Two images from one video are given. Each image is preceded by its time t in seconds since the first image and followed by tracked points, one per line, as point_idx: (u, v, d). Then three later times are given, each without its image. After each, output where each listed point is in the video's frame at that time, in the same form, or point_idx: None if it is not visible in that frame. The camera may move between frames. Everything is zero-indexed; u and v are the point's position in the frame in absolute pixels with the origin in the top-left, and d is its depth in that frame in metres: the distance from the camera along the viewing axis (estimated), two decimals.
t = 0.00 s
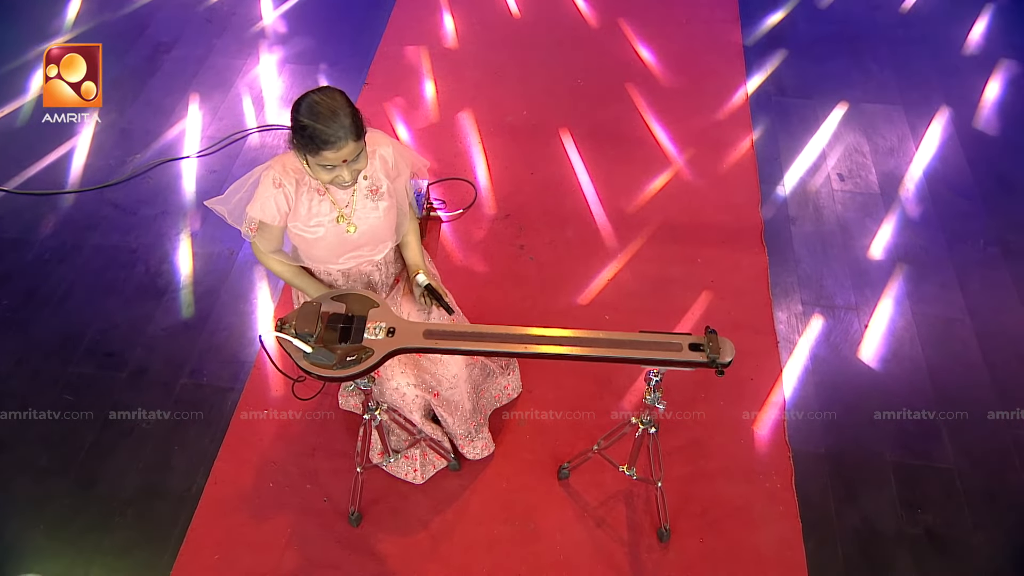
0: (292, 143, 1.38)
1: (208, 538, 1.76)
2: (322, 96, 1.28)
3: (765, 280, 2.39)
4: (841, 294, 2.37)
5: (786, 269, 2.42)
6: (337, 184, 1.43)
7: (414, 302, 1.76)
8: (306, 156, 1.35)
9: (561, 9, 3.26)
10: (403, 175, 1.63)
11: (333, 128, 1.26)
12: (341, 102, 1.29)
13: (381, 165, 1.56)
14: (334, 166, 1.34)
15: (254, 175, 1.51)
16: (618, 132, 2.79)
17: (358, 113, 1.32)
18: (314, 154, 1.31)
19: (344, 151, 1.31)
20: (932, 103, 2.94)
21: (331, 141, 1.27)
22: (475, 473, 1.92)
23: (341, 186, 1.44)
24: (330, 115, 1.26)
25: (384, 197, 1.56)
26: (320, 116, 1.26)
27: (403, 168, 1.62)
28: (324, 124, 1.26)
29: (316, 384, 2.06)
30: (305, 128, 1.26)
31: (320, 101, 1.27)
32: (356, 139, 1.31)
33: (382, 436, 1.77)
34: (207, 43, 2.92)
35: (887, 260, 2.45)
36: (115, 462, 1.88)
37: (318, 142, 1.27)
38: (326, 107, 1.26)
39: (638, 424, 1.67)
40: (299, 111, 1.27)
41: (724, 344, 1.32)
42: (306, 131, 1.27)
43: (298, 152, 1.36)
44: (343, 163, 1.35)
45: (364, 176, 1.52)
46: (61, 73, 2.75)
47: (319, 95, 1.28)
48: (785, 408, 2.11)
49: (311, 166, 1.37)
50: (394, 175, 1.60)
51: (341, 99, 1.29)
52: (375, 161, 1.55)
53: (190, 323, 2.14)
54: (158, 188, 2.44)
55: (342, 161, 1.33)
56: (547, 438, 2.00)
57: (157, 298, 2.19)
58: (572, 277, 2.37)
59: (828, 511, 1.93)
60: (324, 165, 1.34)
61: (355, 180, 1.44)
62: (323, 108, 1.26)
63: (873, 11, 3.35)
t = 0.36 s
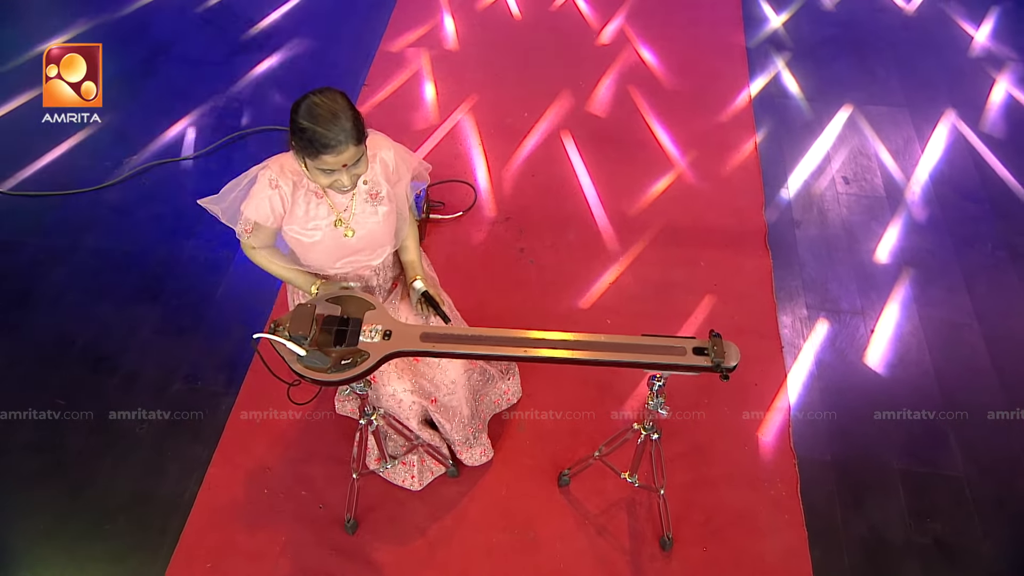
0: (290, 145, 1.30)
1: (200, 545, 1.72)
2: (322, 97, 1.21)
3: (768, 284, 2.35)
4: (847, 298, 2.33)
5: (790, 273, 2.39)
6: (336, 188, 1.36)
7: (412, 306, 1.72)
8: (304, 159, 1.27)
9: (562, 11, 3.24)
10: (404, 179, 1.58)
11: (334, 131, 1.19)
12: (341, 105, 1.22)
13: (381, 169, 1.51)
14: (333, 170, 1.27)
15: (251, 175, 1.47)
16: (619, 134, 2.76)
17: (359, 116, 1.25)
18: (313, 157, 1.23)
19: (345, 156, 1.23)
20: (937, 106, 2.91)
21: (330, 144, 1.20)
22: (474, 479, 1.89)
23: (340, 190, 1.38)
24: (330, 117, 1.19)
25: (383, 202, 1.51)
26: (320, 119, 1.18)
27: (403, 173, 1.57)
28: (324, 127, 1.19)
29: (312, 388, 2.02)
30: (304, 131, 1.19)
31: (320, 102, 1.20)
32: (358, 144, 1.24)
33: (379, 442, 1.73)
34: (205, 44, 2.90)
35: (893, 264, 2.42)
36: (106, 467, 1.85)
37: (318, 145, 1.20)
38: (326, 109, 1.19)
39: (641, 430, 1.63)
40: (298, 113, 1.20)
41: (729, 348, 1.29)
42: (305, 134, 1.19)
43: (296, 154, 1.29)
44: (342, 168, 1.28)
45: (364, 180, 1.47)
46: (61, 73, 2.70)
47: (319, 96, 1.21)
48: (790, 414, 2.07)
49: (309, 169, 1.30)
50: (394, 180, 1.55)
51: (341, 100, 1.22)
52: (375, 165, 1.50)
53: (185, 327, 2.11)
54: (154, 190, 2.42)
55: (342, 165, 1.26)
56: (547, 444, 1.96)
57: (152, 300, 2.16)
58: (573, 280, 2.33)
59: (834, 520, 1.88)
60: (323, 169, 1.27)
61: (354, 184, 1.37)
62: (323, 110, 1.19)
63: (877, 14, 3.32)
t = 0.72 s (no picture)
0: (284, 149, 1.20)
1: (192, 553, 1.68)
2: (317, 97, 1.12)
3: (773, 288, 2.31)
4: (853, 302, 2.29)
5: (794, 277, 2.35)
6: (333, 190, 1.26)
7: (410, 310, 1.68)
8: (300, 163, 1.17)
9: (564, 13, 3.21)
10: (402, 182, 1.52)
11: (332, 132, 1.10)
12: (338, 104, 1.12)
13: (379, 172, 1.45)
14: (332, 173, 1.17)
15: (245, 182, 1.40)
16: (621, 136, 2.73)
17: (356, 115, 1.16)
18: (310, 161, 1.14)
19: (344, 158, 1.14)
20: (943, 108, 2.87)
21: (329, 146, 1.10)
22: (472, 486, 1.85)
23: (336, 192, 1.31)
24: (327, 118, 1.10)
25: (381, 205, 1.45)
26: (316, 120, 1.09)
27: (401, 175, 1.51)
28: (322, 128, 1.10)
29: (308, 392, 1.98)
30: (300, 133, 1.10)
31: (315, 103, 1.10)
32: (357, 144, 1.14)
33: (376, 447, 1.69)
34: (203, 45, 2.88)
35: (899, 267, 2.38)
36: (97, 473, 1.81)
37: (316, 148, 1.11)
38: (322, 109, 1.10)
39: (643, 435, 1.59)
40: (293, 115, 1.11)
41: (734, 351, 1.25)
42: (301, 137, 1.10)
43: (291, 158, 1.19)
44: (341, 170, 1.18)
45: (361, 183, 1.42)
46: (61, 73, 2.69)
47: (314, 97, 1.12)
48: (795, 419, 2.03)
49: (305, 173, 1.20)
50: (393, 183, 1.49)
51: (338, 100, 1.13)
52: (372, 167, 1.44)
53: (180, 330, 2.08)
54: (150, 191, 2.39)
55: (341, 167, 1.16)
56: (548, 450, 1.92)
57: (146, 303, 2.13)
58: (574, 283, 2.30)
59: (841, 529, 1.84)
60: (321, 172, 1.17)
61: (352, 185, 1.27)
62: (320, 111, 1.10)
63: (881, 16, 3.29)
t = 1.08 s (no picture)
0: (274, 146, 1.18)
1: (183, 560, 1.64)
2: (307, 89, 1.10)
3: (777, 290, 2.27)
4: (858, 305, 2.25)
5: (799, 280, 2.31)
6: (325, 187, 1.22)
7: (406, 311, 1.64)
8: (291, 159, 1.14)
9: (565, 14, 3.18)
10: (398, 180, 1.47)
11: (324, 123, 1.07)
12: (328, 96, 1.10)
13: (373, 170, 1.41)
14: (324, 167, 1.14)
15: (236, 183, 1.36)
16: (623, 138, 2.70)
17: (346, 108, 1.14)
18: (301, 155, 1.11)
19: (337, 150, 1.11)
20: (949, 110, 2.84)
21: (321, 138, 1.08)
22: (470, 492, 1.81)
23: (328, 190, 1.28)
24: (318, 109, 1.07)
25: (376, 204, 1.42)
26: (307, 111, 1.07)
27: (396, 172, 1.47)
28: (313, 120, 1.07)
29: (303, 395, 1.95)
30: (291, 126, 1.07)
31: (305, 95, 1.08)
32: (350, 136, 1.12)
33: (371, 452, 1.65)
34: (201, 45, 2.86)
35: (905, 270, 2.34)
36: (87, 478, 1.77)
37: (307, 140, 1.08)
38: (313, 101, 1.07)
39: (645, 440, 1.55)
40: (282, 108, 1.08)
41: (739, 354, 1.22)
42: (292, 130, 1.07)
43: (281, 154, 1.16)
44: (333, 164, 1.15)
45: (354, 182, 1.38)
46: (61, 73, 2.66)
47: (303, 89, 1.09)
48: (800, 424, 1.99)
49: (296, 169, 1.17)
50: (388, 181, 1.45)
51: (328, 92, 1.11)
52: (366, 165, 1.40)
53: (173, 333, 2.04)
54: (145, 192, 2.36)
55: (334, 161, 1.13)
56: (548, 456, 1.88)
57: (140, 305, 2.09)
58: (574, 286, 2.26)
59: (849, 537, 1.80)
60: (313, 167, 1.14)
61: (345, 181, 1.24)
62: (310, 103, 1.07)
63: (886, 17, 3.26)
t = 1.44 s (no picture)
0: (266, 142, 1.15)
1: (174, 566, 1.60)
2: (299, 82, 1.06)
3: (781, 293, 2.23)
4: (864, 308, 2.21)
5: (804, 282, 2.27)
6: (319, 184, 1.19)
7: (404, 308, 1.58)
8: (283, 154, 1.11)
9: (567, 14, 3.16)
10: (393, 175, 1.45)
11: (315, 117, 1.04)
12: (321, 90, 1.07)
13: (367, 165, 1.39)
14: (316, 163, 1.10)
15: (227, 179, 1.33)
16: (624, 138, 2.66)
17: (340, 102, 1.10)
18: (293, 150, 1.07)
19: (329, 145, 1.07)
20: (955, 111, 2.81)
21: (313, 133, 1.04)
22: (468, 497, 1.77)
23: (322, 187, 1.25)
24: (310, 103, 1.04)
25: (371, 200, 1.39)
26: (298, 105, 1.03)
27: (392, 167, 1.44)
28: (304, 114, 1.04)
29: (298, 398, 1.91)
30: (281, 120, 1.04)
31: (296, 88, 1.04)
32: (343, 131, 1.08)
33: (367, 456, 1.61)
34: (199, 45, 2.83)
35: (912, 272, 2.30)
36: (77, 482, 1.74)
37: (298, 135, 1.04)
38: (304, 94, 1.04)
39: (647, 444, 1.51)
40: (273, 102, 1.05)
41: (745, 356, 1.18)
42: (282, 124, 1.04)
43: (273, 150, 1.13)
44: (326, 159, 1.11)
45: (349, 177, 1.36)
46: (61, 73, 2.62)
47: (296, 82, 1.06)
48: (806, 428, 1.95)
49: (289, 165, 1.13)
50: (383, 176, 1.42)
51: (321, 86, 1.07)
52: (360, 159, 1.38)
53: (167, 334, 2.01)
54: (140, 192, 2.33)
55: (327, 157, 1.09)
56: (549, 460, 1.84)
57: (134, 306, 2.06)
58: (575, 288, 2.23)
59: (856, 544, 1.76)
60: (305, 163, 1.10)
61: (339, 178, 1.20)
62: (302, 96, 1.04)
63: (890, 18, 3.23)
